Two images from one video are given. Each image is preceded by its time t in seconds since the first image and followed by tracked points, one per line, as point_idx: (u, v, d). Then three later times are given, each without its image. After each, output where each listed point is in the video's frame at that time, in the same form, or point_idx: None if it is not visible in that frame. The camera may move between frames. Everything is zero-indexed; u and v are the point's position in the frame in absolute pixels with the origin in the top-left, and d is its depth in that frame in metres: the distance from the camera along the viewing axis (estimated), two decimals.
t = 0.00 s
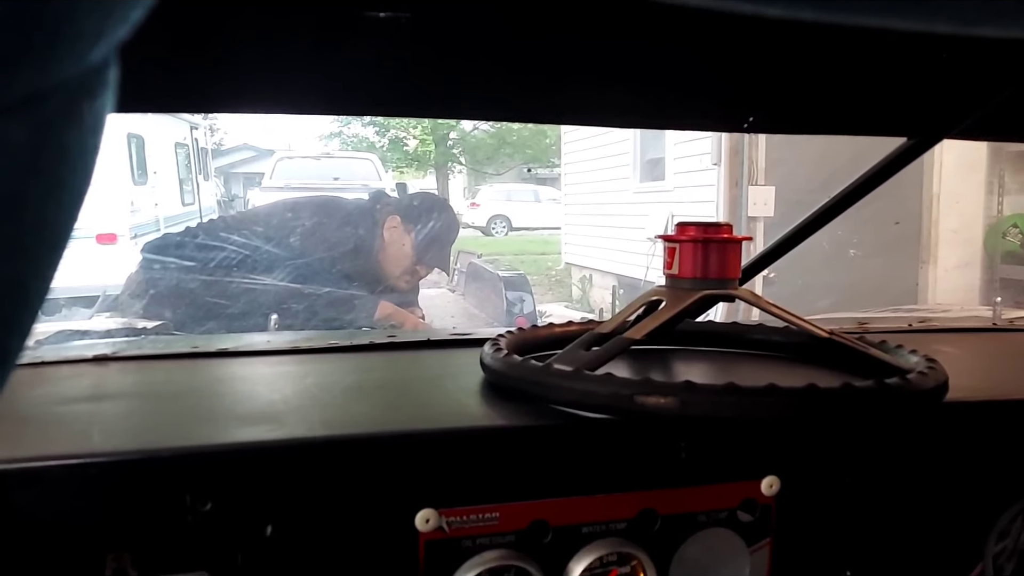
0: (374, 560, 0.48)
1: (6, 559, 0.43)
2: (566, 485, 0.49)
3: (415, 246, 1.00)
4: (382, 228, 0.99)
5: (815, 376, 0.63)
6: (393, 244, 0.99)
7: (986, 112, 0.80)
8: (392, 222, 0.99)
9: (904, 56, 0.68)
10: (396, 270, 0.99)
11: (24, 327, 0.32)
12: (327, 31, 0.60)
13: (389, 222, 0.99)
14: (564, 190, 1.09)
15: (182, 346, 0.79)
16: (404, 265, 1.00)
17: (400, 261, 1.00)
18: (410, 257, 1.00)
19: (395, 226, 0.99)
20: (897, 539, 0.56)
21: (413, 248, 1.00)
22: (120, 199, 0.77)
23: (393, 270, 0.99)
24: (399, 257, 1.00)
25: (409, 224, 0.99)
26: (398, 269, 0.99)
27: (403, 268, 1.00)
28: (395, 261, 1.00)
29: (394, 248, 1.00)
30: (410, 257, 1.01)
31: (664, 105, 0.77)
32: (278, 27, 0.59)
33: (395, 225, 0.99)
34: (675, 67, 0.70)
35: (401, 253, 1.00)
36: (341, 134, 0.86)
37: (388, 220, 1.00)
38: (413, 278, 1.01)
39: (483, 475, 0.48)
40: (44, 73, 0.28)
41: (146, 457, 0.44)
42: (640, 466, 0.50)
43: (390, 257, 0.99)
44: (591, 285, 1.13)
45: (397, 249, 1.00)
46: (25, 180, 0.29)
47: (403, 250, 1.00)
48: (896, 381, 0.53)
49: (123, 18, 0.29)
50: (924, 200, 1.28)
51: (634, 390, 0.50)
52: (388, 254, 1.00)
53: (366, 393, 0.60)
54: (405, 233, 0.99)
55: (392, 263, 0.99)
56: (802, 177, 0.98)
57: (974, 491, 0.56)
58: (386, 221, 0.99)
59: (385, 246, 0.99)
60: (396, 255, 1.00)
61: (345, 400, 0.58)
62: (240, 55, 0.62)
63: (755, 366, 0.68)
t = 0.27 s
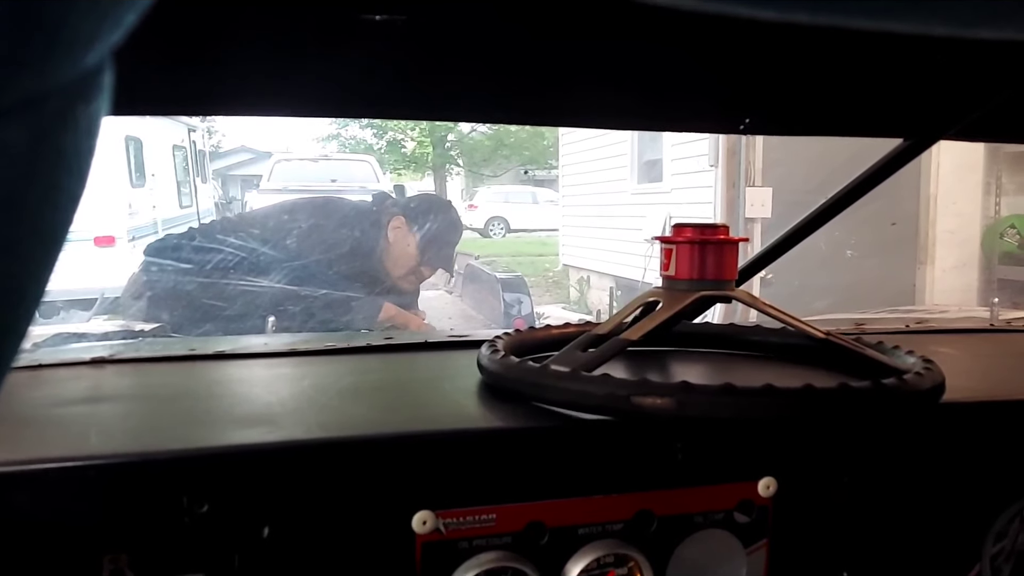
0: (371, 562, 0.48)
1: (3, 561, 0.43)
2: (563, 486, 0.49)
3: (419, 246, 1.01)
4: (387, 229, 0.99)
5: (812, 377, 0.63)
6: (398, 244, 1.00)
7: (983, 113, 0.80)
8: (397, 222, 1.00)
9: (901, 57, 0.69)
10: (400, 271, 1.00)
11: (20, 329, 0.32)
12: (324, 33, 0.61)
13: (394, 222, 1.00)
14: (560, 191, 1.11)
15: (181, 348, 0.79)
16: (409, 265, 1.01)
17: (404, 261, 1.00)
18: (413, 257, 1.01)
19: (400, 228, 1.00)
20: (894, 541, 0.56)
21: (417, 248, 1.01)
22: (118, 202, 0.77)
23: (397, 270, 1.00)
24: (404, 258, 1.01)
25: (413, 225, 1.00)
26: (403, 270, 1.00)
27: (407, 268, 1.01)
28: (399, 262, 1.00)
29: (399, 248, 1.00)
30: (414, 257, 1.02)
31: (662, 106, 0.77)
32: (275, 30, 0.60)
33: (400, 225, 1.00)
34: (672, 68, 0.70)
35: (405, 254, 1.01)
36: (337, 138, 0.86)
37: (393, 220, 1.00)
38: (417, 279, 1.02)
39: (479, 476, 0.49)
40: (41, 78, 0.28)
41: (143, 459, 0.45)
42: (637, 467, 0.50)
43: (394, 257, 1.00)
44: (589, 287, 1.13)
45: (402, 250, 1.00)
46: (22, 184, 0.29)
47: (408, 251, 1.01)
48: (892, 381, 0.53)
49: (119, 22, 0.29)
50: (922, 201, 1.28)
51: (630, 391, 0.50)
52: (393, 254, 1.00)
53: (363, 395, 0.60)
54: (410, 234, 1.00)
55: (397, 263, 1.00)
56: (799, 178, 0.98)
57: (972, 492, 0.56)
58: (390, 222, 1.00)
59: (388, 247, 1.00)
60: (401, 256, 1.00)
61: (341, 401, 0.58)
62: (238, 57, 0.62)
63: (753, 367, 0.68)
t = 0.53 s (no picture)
0: (372, 564, 0.48)
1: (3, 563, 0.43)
2: (563, 487, 0.49)
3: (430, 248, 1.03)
4: (397, 231, 1.01)
5: (813, 378, 0.63)
6: (410, 245, 1.01)
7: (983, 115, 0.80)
8: (407, 224, 1.01)
9: (901, 58, 0.69)
10: (412, 272, 1.01)
11: (20, 332, 0.32)
12: (324, 34, 0.61)
13: (404, 224, 1.01)
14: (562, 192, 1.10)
15: (180, 349, 0.79)
16: (419, 267, 1.03)
17: (416, 262, 1.02)
18: (425, 260, 1.03)
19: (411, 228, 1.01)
20: (895, 542, 0.56)
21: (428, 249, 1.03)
22: (118, 202, 0.77)
23: (408, 271, 1.01)
24: (415, 259, 1.02)
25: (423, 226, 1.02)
26: (414, 271, 1.02)
27: (419, 271, 1.02)
28: (412, 264, 1.02)
29: (410, 249, 1.02)
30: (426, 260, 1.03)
31: (662, 107, 0.77)
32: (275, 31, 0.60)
33: (410, 227, 1.01)
34: (672, 69, 0.70)
35: (417, 255, 1.02)
36: (338, 137, 0.86)
37: (402, 221, 1.01)
38: (427, 280, 1.03)
39: (480, 478, 0.48)
40: (41, 80, 0.28)
41: (143, 461, 0.44)
42: (638, 469, 0.50)
43: (406, 258, 1.01)
44: (589, 288, 1.14)
45: (414, 252, 1.02)
46: (22, 186, 0.29)
47: (419, 252, 1.02)
48: (893, 383, 0.53)
49: (119, 24, 0.29)
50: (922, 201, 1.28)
51: (631, 392, 0.50)
52: (404, 256, 1.01)
53: (364, 396, 0.60)
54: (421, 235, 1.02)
55: (409, 264, 1.01)
56: (798, 179, 0.98)
57: (972, 494, 0.56)
58: (400, 223, 1.01)
59: (398, 248, 1.01)
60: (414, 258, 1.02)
61: (342, 403, 0.58)
62: (238, 59, 0.62)
63: (754, 369, 0.68)
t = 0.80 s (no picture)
0: (370, 566, 0.48)
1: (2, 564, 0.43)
2: (562, 489, 0.49)
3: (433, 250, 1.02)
4: (399, 233, 0.99)
5: (812, 379, 0.63)
6: (411, 248, 1.00)
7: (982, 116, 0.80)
8: (409, 226, 0.99)
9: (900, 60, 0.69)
10: (413, 275, 1.01)
11: (20, 333, 0.32)
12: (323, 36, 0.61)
13: (406, 226, 0.99)
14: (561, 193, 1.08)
15: (180, 351, 0.79)
16: (422, 269, 1.02)
17: (418, 264, 1.01)
18: (428, 262, 1.02)
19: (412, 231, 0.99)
20: (893, 543, 0.56)
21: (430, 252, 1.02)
22: (117, 204, 0.76)
23: (409, 273, 1.01)
24: (417, 261, 1.01)
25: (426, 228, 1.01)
26: (416, 273, 1.01)
27: (421, 274, 1.02)
28: (414, 266, 1.01)
29: (412, 252, 1.00)
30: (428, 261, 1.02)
31: (662, 109, 0.77)
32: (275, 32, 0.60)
33: (412, 229, 0.99)
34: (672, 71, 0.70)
35: (420, 258, 1.01)
36: (337, 138, 0.84)
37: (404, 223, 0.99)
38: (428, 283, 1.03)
39: (479, 480, 0.48)
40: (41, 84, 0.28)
41: (142, 462, 0.44)
42: (637, 470, 0.50)
43: (408, 260, 1.00)
44: (589, 289, 1.13)
45: (415, 255, 1.01)
46: (21, 189, 0.29)
47: (421, 255, 1.01)
48: (892, 384, 0.53)
49: (117, 28, 0.29)
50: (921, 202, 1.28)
51: (630, 393, 0.51)
52: (406, 259, 1.00)
53: (362, 399, 0.60)
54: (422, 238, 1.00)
55: (410, 266, 1.01)
56: (797, 181, 0.98)
57: (971, 494, 0.56)
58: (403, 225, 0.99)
59: (400, 250, 0.99)
60: (415, 259, 1.01)
61: (341, 404, 0.58)
62: (238, 60, 0.62)
63: (753, 370, 0.68)
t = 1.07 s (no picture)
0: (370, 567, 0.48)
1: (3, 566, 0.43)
2: (562, 490, 0.49)
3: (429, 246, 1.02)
4: (397, 231, 0.99)
5: (813, 380, 0.63)
6: (408, 245, 1.00)
7: (982, 116, 0.80)
8: (406, 224, 1.00)
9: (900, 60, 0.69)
10: (410, 274, 1.00)
11: (20, 337, 0.32)
12: (323, 38, 0.61)
13: (404, 224, 1.00)
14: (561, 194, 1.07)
15: (181, 352, 0.79)
16: (419, 267, 1.02)
17: (415, 263, 1.01)
18: (424, 259, 1.02)
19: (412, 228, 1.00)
20: (894, 544, 0.56)
21: (426, 248, 1.02)
22: (118, 206, 0.77)
23: (406, 272, 1.00)
24: (414, 260, 1.01)
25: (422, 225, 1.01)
26: (413, 272, 1.01)
27: (417, 270, 1.02)
28: (410, 264, 1.01)
29: (409, 250, 1.00)
30: (424, 258, 1.02)
31: (662, 110, 0.77)
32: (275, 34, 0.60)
33: (409, 227, 1.00)
34: (672, 72, 0.70)
35: (416, 256, 1.01)
36: (338, 139, 0.84)
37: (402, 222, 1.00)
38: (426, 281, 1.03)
39: (479, 481, 0.48)
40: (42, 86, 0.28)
41: (142, 464, 0.44)
42: (637, 471, 0.50)
43: (405, 259, 1.00)
44: (590, 290, 1.13)
45: (411, 253, 1.00)
46: (21, 191, 0.29)
47: (417, 253, 1.01)
48: (892, 385, 0.53)
49: (117, 31, 0.29)
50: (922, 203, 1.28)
51: (630, 394, 0.51)
52: (403, 257, 1.00)
53: (362, 400, 0.60)
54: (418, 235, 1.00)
55: (407, 264, 1.00)
56: (798, 181, 0.98)
57: (972, 495, 0.56)
58: (400, 223, 1.00)
59: (399, 250, 0.99)
60: (412, 257, 1.01)
61: (341, 406, 0.58)
62: (238, 62, 0.62)
63: (753, 371, 0.68)
